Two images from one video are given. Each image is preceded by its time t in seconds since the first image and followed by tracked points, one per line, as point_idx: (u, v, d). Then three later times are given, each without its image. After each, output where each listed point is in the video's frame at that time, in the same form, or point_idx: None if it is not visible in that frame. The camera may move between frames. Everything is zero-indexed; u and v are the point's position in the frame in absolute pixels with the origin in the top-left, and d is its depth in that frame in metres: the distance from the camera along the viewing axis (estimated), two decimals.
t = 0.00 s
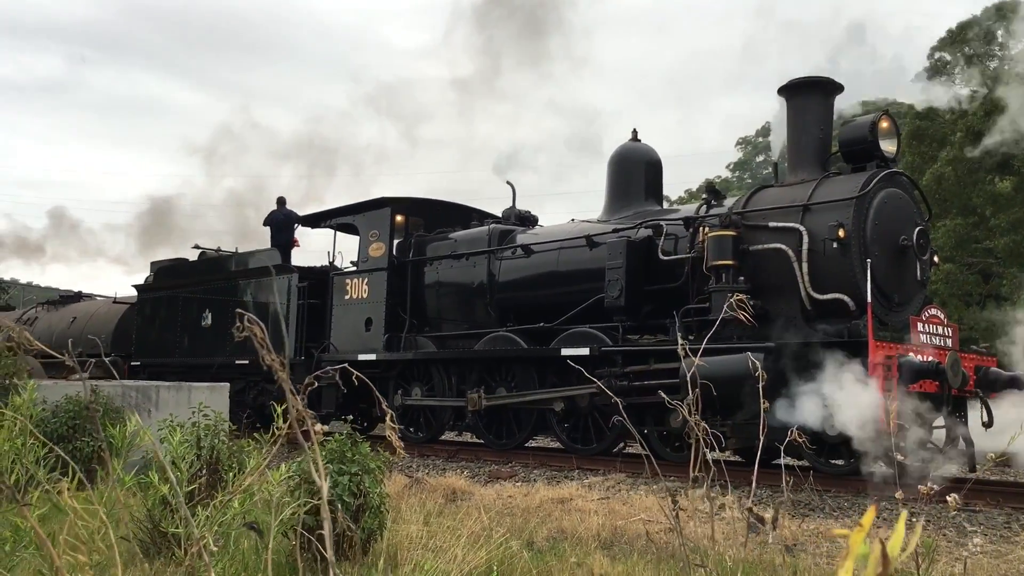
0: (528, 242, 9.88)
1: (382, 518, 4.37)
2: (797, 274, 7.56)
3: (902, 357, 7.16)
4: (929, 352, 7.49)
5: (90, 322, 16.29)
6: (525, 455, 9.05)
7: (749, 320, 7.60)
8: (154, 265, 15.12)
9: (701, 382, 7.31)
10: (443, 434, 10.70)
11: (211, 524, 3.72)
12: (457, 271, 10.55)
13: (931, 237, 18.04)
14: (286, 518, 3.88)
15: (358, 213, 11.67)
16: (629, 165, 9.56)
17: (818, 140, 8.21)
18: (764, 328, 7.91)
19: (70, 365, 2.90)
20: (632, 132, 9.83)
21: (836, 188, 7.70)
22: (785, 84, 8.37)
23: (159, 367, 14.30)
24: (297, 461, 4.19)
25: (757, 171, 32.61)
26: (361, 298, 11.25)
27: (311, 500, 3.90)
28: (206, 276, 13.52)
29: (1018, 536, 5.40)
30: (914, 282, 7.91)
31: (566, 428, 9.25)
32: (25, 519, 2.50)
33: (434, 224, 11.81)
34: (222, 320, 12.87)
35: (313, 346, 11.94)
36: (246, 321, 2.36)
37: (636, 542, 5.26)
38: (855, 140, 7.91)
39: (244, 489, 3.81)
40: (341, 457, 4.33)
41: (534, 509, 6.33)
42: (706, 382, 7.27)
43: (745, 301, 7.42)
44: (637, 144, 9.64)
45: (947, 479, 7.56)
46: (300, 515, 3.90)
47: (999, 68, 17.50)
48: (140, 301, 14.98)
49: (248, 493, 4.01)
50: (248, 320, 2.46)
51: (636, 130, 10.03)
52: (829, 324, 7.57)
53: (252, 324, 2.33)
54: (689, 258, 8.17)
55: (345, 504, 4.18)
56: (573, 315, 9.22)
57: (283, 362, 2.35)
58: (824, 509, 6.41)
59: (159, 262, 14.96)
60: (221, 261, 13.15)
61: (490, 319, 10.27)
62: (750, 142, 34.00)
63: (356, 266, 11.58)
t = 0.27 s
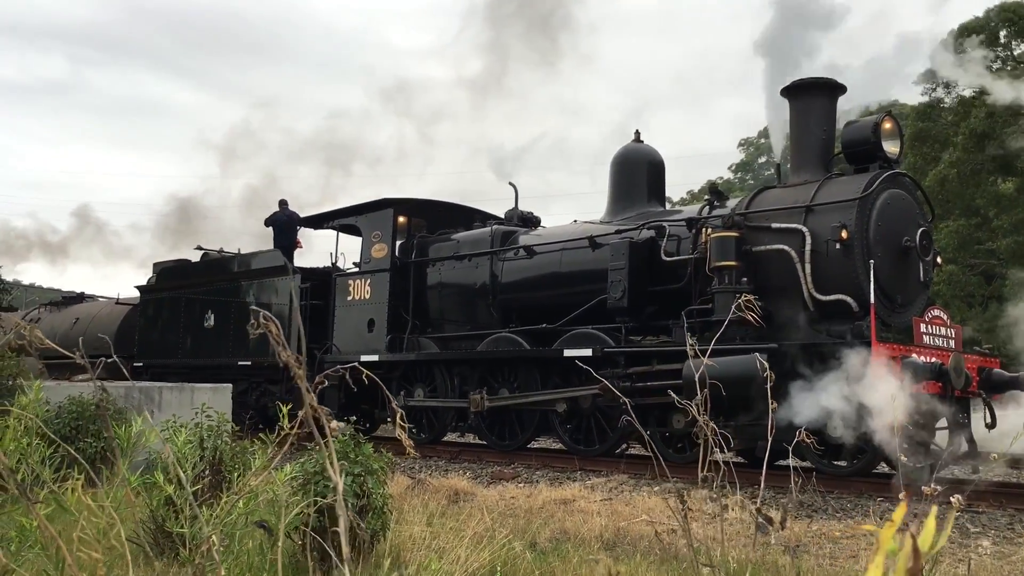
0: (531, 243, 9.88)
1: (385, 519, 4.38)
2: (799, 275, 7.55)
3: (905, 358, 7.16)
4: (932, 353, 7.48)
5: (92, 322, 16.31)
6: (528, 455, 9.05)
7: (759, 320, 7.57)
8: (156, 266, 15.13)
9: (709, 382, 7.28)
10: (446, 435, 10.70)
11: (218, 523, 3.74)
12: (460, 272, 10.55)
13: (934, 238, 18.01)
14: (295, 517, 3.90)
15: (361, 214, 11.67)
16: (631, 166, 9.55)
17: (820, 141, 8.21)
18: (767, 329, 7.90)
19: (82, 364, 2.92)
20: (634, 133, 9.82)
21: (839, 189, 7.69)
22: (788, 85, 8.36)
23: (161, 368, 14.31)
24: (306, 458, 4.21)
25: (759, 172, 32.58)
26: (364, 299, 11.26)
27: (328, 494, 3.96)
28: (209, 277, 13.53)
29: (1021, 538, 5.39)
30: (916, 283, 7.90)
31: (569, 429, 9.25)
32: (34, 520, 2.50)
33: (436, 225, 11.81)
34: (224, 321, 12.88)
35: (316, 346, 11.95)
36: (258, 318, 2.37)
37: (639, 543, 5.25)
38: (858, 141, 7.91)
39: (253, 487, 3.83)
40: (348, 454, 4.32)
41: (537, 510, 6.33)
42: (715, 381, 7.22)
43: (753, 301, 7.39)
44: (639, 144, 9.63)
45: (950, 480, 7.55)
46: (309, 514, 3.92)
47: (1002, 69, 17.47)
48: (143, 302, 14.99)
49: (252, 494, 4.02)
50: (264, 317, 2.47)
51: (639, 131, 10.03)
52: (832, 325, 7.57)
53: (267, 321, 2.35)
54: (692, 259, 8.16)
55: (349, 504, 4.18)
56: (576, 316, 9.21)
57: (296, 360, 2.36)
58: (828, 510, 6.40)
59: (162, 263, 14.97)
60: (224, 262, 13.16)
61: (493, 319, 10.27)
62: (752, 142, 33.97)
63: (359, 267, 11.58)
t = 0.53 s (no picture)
0: (536, 249, 9.87)
1: (390, 526, 4.37)
2: (806, 280, 7.53)
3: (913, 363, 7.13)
4: (940, 358, 7.41)
5: (99, 330, 16.35)
6: (533, 462, 9.02)
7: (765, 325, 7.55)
8: (163, 274, 15.17)
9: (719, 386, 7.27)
10: (451, 442, 10.67)
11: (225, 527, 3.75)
12: (465, 278, 10.55)
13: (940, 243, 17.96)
14: (302, 522, 3.89)
15: (366, 221, 11.68)
16: (636, 171, 9.55)
17: (826, 145, 8.19)
18: (773, 334, 7.87)
19: (91, 371, 2.93)
20: (640, 138, 9.82)
21: (844, 193, 7.67)
22: (793, 89, 8.36)
23: (167, 376, 14.32)
24: (313, 464, 4.20)
25: (764, 177, 32.54)
26: (369, 305, 11.26)
27: (337, 497, 3.97)
28: (215, 284, 13.56)
29: None
30: (924, 287, 7.87)
31: (574, 435, 9.22)
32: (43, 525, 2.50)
33: (441, 232, 11.81)
34: (230, 328, 12.89)
35: (321, 353, 11.95)
36: (268, 321, 2.36)
37: (646, 549, 5.23)
38: (864, 145, 7.89)
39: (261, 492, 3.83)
40: (356, 459, 4.30)
41: (544, 516, 6.30)
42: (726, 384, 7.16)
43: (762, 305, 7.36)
44: (644, 150, 9.63)
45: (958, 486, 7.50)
46: (317, 519, 3.92)
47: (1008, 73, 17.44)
48: (149, 309, 15.02)
49: (259, 501, 4.01)
50: (273, 321, 2.46)
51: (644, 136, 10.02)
52: (839, 330, 7.54)
53: (277, 324, 2.34)
54: (697, 265, 8.14)
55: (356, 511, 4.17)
56: (581, 321, 9.20)
57: (307, 363, 2.36)
58: (835, 516, 6.36)
59: (168, 270, 15.00)
60: (230, 269, 13.19)
61: (498, 326, 10.26)
62: (757, 148, 33.93)
63: (364, 274, 11.59)
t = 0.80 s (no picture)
0: (536, 256, 9.90)
1: (393, 533, 4.38)
2: (806, 285, 7.55)
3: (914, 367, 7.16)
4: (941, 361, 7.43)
5: (100, 339, 16.36)
6: (535, 469, 9.02)
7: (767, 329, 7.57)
8: (164, 283, 15.20)
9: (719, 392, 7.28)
10: (452, 449, 10.68)
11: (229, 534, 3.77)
12: (466, 285, 10.57)
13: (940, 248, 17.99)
14: (306, 528, 3.91)
15: (367, 229, 11.71)
16: (636, 178, 9.59)
17: (825, 151, 8.22)
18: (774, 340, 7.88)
19: (96, 379, 2.95)
20: (639, 144, 9.85)
21: (844, 198, 7.69)
22: (791, 95, 8.39)
23: (169, 385, 14.33)
24: (316, 471, 4.22)
25: (763, 183, 32.61)
26: (370, 313, 11.28)
27: (340, 503, 4.00)
28: (216, 293, 13.58)
29: None
30: (924, 292, 7.88)
31: (576, 442, 9.22)
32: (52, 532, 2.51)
33: (442, 239, 11.84)
34: (231, 337, 12.91)
35: (322, 361, 11.96)
36: (273, 325, 2.38)
37: (648, 555, 5.24)
38: (863, 150, 7.92)
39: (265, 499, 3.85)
40: (358, 465, 4.31)
41: (546, 523, 6.31)
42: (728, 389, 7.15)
43: (763, 310, 7.37)
44: (644, 156, 9.66)
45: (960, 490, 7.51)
46: (320, 526, 3.94)
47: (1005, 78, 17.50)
48: (150, 319, 15.04)
49: (263, 508, 4.03)
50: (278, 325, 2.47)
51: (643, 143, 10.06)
52: (839, 335, 7.55)
53: (281, 329, 2.36)
54: (697, 270, 8.17)
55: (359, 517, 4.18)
56: (582, 328, 9.22)
57: (313, 368, 2.38)
58: (838, 521, 6.36)
59: (169, 279, 15.03)
60: (231, 278, 13.21)
61: (499, 332, 10.27)
62: (756, 154, 33.98)
63: (365, 282, 11.62)
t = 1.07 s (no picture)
0: (529, 259, 9.90)
1: (386, 538, 4.36)
2: (798, 287, 7.56)
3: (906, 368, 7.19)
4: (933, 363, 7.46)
5: (92, 344, 16.29)
6: (529, 472, 9.01)
7: (759, 330, 7.59)
8: (156, 288, 15.15)
9: (712, 393, 7.28)
10: (446, 452, 10.66)
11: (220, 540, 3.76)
12: (458, 289, 10.56)
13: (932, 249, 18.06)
14: (298, 534, 3.89)
15: (359, 233, 11.69)
16: (628, 181, 9.60)
17: (817, 153, 8.24)
18: (767, 342, 7.89)
19: (84, 385, 2.94)
20: (631, 147, 9.87)
21: (836, 201, 7.71)
22: (783, 98, 8.42)
23: (161, 390, 14.28)
24: (309, 476, 4.21)
25: (755, 185, 32.70)
26: (363, 317, 11.26)
27: (332, 508, 3.99)
28: (208, 297, 13.54)
29: None
30: (916, 293, 7.90)
31: (569, 445, 9.21)
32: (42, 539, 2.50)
33: (435, 242, 11.83)
34: (224, 342, 12.87)
35: (315, 366, 11.94)
36: (261, 329, 2.36)
37: (642, 557, 5.23)
38: (854, 153, 7.94)
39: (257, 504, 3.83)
40: (351, 469, 4.29)
41: (539, 526, 6.30)
42: (720, 390, 7.15)
43: (756, 311, 7.39)
44: (636, 159, 9.68)
45: (953, 491, 7.52)
46: (312, 531, 3.92)
47: (994, 80, 17.59)
48: (142, 323, 14.98)
49: (255, 512, 4.02)
50: (265, 328, 2.46)
51: (635, 146, 10.07)
52: (832, 336, 7.57)
53: (268, 331, 2.35)
54: (690, 273, 8.18)
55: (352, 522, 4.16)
56: (575, 331, 9.22)
57: (302, 373, 2.36)
58: (830, 523, 6.37)
59: (161, 284, 14.97)
60: (223, 282, 13.18)
61: (492, 335, 10.27)
62: (747, 156, 34.05)
63: (357, 286, 11.59)
